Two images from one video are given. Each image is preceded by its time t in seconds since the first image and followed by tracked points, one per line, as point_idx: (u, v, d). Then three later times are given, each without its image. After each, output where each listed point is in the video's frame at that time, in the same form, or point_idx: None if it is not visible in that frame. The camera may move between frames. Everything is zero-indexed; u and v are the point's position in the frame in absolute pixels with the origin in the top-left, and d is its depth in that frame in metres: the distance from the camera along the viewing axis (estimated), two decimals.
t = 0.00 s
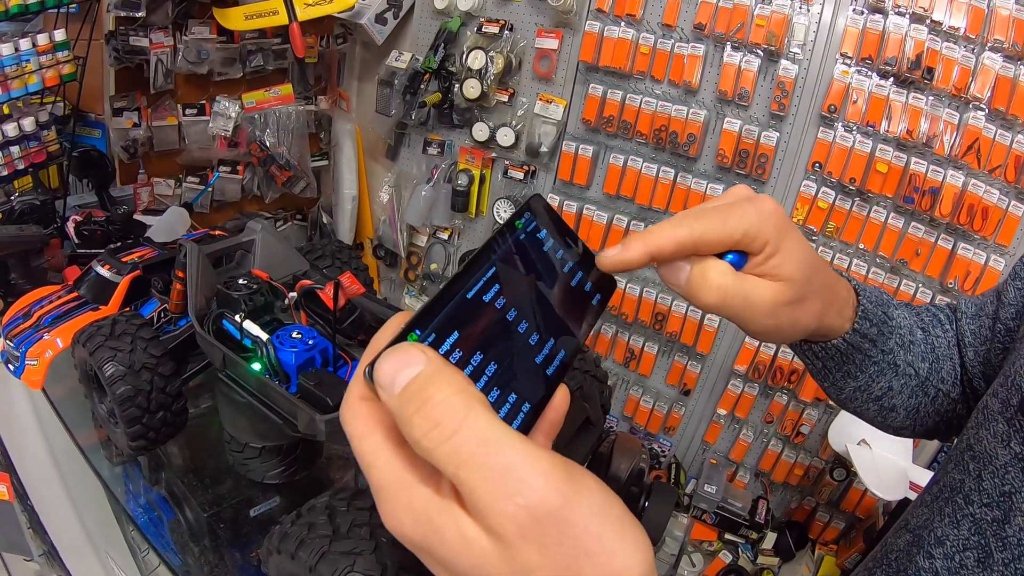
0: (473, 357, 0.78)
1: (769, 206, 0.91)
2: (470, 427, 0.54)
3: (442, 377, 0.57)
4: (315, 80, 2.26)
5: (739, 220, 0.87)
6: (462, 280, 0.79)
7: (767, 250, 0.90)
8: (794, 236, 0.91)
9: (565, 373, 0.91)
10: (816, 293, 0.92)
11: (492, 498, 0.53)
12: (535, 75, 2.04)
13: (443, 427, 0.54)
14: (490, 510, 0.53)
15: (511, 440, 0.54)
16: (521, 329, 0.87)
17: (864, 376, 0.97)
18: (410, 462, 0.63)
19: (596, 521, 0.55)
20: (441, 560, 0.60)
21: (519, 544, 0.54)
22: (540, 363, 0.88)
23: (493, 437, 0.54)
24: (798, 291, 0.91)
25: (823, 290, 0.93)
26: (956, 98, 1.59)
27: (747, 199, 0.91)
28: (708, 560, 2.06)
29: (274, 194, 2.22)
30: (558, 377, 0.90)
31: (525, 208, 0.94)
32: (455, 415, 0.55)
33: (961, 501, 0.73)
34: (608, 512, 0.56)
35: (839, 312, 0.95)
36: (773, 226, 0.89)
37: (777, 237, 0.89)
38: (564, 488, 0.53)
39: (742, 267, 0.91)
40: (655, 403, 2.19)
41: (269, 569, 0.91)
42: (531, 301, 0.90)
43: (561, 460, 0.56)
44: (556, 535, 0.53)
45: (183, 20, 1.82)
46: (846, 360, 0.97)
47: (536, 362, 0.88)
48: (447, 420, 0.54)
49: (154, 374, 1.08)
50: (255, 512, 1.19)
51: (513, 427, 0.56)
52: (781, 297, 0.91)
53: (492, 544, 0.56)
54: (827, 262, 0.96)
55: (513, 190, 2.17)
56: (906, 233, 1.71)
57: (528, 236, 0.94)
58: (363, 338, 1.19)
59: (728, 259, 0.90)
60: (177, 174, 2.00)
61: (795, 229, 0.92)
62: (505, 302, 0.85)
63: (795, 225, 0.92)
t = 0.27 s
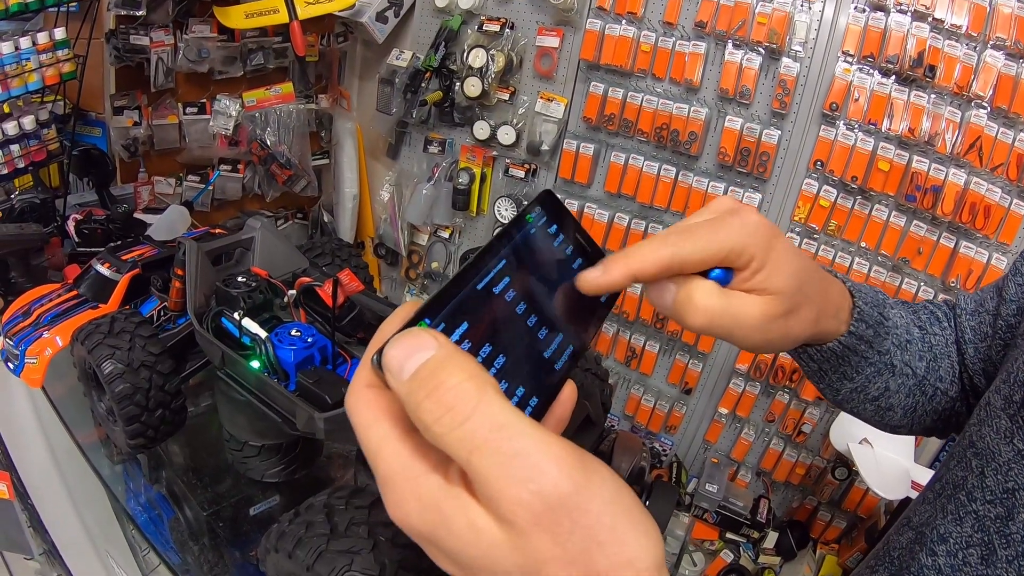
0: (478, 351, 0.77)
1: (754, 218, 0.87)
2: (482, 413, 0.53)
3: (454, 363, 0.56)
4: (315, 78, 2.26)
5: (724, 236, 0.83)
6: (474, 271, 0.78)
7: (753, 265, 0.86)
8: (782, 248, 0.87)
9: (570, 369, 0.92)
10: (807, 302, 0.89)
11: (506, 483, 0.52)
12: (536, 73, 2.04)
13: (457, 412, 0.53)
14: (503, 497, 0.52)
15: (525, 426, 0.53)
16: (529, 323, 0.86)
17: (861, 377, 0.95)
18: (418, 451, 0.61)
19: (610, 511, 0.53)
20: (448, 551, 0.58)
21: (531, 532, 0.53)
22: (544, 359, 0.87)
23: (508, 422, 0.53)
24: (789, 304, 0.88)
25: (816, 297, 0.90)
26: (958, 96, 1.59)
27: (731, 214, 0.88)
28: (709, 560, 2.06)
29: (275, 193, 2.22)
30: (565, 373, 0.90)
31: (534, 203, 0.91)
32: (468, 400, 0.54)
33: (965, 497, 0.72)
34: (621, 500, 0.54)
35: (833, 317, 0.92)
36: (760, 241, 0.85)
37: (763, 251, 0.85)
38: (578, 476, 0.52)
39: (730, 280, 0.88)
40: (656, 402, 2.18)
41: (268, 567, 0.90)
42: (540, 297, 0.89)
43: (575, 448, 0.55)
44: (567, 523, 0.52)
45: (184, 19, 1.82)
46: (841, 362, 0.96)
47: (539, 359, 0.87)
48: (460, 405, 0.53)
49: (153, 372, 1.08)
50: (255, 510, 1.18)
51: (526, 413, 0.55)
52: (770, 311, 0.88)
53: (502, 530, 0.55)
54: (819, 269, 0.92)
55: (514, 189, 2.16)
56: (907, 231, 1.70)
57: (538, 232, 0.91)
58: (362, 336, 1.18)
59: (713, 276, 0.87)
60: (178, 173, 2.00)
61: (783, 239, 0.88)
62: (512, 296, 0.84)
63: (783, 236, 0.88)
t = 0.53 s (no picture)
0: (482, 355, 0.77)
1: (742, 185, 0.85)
2: (488, 406, 0.52)
3: (460, 356, 0.55)
4: (315, 77, 2.26)
5: (710, 196, 0.80)
6: (480, 273, 0.79)
7: (738, 232, 0.83)
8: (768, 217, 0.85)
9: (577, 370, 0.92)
10: (792, 277, 0.87)
11: (512, 477, 0.51)
12: (536, 71, 2.03)
13: (462, 405, 0.52)
14: (508, 490, 0.51)
15: (531, 419, 0.52)
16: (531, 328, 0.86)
17: (852, 362, 0.94)
18: (422, 447, 0.60)
19: (614, 504, 0.52)
20: (453, 546, 0.57)
21: (535, 526, 0.52)
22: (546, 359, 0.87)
23: (513, 414, 0.52)
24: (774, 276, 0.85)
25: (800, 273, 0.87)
26: (958, 94, 1.58)
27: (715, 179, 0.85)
28: (709, 558, 2.07)
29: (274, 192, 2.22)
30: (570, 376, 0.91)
31: (544, 207, 0.91)
32: (474, 393, 0.53)
33: (964, 497, 0.72)
34: (626, 494, 0.54)
35: (821, 295, 0.91)
36: (745, 205, 0.83)
37: (750, 217, 0.82)
38: (582, 468, 0.51)
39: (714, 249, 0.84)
40: (656, 401, 2.18)
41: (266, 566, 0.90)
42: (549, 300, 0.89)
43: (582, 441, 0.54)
44: (572, 516, 0.52)
45: (183, 17, 1.82)
46: (833, 345, 0.94)
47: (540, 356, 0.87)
48: (465, 397, 0.53)
49: (150, 371, 1.08)
50: (253, 509, 1.18)
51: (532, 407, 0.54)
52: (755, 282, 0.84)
53: (506, 524, 0.54)
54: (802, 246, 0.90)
55: (514, 187, 2.16)
56: (907, 230, 1.70)
57: (547, 236, 0.91)
58: (360, 335, 1.17)
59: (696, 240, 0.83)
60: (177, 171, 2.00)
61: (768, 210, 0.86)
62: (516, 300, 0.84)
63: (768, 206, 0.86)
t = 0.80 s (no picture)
0: (458, 357, 0.77)
1: (768, 195, 0.92)
2: (456, 411, 0.52)
3: (429, 361, 0.55)
4: (315, 75, 2.26)
5: (742, 207, 0.88)
6: (454, 272, 0.79)
7: (769, 238, 0.91)
8: (792, 224, 0.92)
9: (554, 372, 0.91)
10: (818, 280, 0.94)
11: (479, 484, 0.51)
12: (536, 70, 2.03)
13: (429, 410, 0.52)
14: (476, 497, 0.51)
15: (501, 425, 0.53)
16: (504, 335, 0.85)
17: (869, 369, 0.97)
18: (395, 451, 0.60)
19: (588, 514, 0.53)
20: (425, 553, 0.57)
21: (505, 535, 0.52)
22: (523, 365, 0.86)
23: (482, 419, 0.52)
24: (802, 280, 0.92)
25: (825, 276, 0.94)
26: (960, 92, 1.57)
27: (744, 189, 0.92)
28: (709, 558, 2.06)
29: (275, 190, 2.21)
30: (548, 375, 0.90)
31: (518, 204, 0.93)
32: (441, 398, 0.53)
33: (962, 499, 0.72)
34: (598, 505, 0.54)
35: (842, 301, 0.96)
36: (772, 215, 0.90)
37: (778, 223, 0.90)
38: (551, 477, 0.52)
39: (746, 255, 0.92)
40: (657, 399, 2.17)
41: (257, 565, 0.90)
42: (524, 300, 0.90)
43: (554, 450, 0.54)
44: (542, 526, 0.52)
45: (183, 16, 1.83)
46: (850, 354, 0.97)
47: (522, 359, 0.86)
48: (432, 403, 0.53)
49: (145, 369, 1.08)
50: (250, 507, 1.18)
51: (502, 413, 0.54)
52: (787, 285, 0.91)
53: (475, 531, 0.54)
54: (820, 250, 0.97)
55: (514, 185, 2.16)
56: (909, 228, 1.70)
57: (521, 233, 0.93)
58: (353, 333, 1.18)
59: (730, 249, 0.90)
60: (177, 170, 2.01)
61: (793, 218, 0.93)
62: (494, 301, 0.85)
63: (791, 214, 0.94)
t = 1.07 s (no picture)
0: (431, 354, 0.78)
1: (766, 215, 0.91)
2: (416, 412, 0.54)
3: (392, 361, 0.56)
4: (317, 72, 2.27)
5: (739, 229, 0.87)
6: (432, 268, 0.80)
7: (767, 259, 0.90)
8: (791, 245, 0.91)
9: (537, 367, 0.92)
10: (819, 300, 0.92)
11: (439, 485, 0.52)
12: (538, 65, 2.02)
13: (389, 408, 0.54)
14: (436, 498, 0.52)
15: (461, 425, 0.53)
16: (481, 333, 0.85)
17: (871, 383, 0.96)
18: (366, 449, 0.62)
19: (550, 515, 0.54)
20: (393, 552, 0.59)
21: (467, 537, 0.53)
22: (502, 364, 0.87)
23: (441, 420, 0.53)
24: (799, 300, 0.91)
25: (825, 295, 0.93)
26: (965, 88, 1.55)
27: (743, 208, 0.91)
28: (711, 556, 2.04)
29: (276, 186, 2.23)
30: (531, 371, 0.91)
31: (503, 197, 0.95)
32: (401, 396, 0.54)
33: (962, 505, 0.70)
34: (564, 507, 0.55)
35: (840, 319, 0.95)
36: (770, 237, 0.89)
37: (777, 244, 0.89)
38: (514, 478, 0.53)
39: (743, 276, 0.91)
40: (658, 397, 2.16)
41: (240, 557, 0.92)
42: (506, 295, 0.91)
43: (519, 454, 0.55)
44: (504, 529, 0.53)
45: (184, 12, 1.83)
46: (851, 369, 0.96)
47: (504, 358, 0.87)
48: (393, 403, 0.54)
49: (138, 364, 1.09)
50: (245, 503, 1.19)
51: (465, 412, 0.55)
52: (785, 306, 0.90)
53: (438, 533, 0.56)
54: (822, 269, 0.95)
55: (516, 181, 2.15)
56: (913, 226, 1.68)
57: (507, 224, 0.95)
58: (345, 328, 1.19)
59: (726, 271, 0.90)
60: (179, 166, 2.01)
61: (793, 238, 0.92)
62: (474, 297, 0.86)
63: (792, 234, 0.92)
